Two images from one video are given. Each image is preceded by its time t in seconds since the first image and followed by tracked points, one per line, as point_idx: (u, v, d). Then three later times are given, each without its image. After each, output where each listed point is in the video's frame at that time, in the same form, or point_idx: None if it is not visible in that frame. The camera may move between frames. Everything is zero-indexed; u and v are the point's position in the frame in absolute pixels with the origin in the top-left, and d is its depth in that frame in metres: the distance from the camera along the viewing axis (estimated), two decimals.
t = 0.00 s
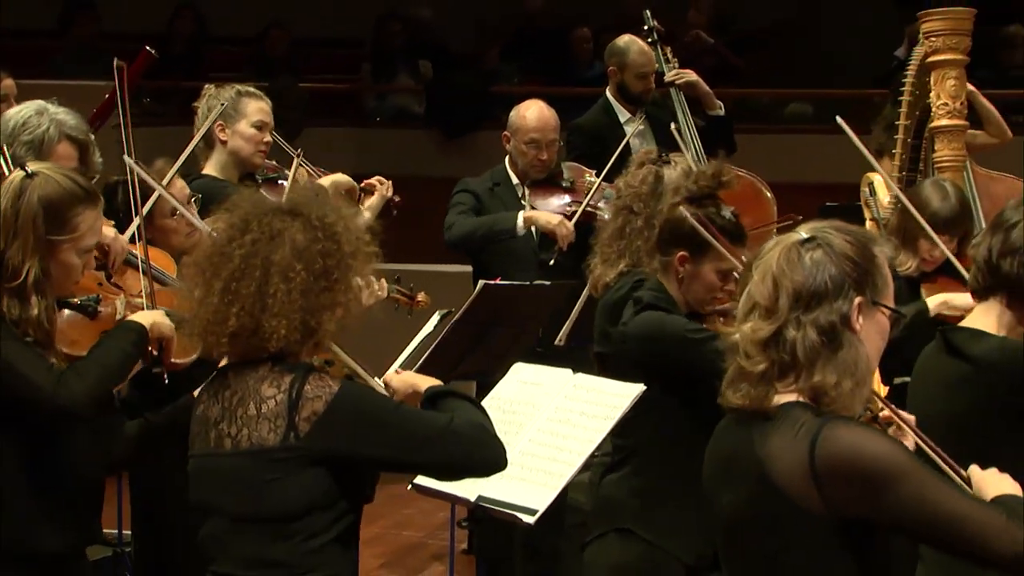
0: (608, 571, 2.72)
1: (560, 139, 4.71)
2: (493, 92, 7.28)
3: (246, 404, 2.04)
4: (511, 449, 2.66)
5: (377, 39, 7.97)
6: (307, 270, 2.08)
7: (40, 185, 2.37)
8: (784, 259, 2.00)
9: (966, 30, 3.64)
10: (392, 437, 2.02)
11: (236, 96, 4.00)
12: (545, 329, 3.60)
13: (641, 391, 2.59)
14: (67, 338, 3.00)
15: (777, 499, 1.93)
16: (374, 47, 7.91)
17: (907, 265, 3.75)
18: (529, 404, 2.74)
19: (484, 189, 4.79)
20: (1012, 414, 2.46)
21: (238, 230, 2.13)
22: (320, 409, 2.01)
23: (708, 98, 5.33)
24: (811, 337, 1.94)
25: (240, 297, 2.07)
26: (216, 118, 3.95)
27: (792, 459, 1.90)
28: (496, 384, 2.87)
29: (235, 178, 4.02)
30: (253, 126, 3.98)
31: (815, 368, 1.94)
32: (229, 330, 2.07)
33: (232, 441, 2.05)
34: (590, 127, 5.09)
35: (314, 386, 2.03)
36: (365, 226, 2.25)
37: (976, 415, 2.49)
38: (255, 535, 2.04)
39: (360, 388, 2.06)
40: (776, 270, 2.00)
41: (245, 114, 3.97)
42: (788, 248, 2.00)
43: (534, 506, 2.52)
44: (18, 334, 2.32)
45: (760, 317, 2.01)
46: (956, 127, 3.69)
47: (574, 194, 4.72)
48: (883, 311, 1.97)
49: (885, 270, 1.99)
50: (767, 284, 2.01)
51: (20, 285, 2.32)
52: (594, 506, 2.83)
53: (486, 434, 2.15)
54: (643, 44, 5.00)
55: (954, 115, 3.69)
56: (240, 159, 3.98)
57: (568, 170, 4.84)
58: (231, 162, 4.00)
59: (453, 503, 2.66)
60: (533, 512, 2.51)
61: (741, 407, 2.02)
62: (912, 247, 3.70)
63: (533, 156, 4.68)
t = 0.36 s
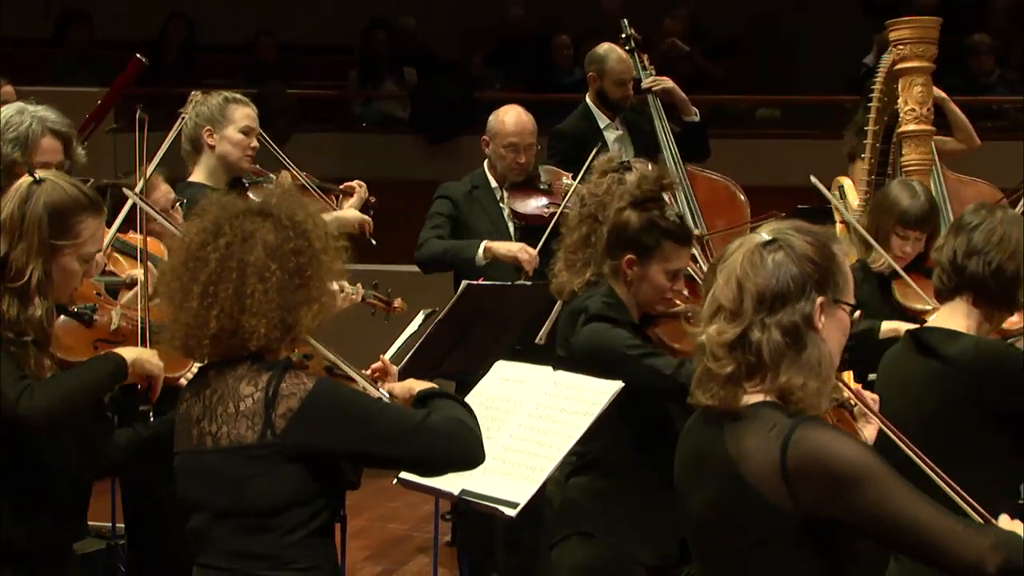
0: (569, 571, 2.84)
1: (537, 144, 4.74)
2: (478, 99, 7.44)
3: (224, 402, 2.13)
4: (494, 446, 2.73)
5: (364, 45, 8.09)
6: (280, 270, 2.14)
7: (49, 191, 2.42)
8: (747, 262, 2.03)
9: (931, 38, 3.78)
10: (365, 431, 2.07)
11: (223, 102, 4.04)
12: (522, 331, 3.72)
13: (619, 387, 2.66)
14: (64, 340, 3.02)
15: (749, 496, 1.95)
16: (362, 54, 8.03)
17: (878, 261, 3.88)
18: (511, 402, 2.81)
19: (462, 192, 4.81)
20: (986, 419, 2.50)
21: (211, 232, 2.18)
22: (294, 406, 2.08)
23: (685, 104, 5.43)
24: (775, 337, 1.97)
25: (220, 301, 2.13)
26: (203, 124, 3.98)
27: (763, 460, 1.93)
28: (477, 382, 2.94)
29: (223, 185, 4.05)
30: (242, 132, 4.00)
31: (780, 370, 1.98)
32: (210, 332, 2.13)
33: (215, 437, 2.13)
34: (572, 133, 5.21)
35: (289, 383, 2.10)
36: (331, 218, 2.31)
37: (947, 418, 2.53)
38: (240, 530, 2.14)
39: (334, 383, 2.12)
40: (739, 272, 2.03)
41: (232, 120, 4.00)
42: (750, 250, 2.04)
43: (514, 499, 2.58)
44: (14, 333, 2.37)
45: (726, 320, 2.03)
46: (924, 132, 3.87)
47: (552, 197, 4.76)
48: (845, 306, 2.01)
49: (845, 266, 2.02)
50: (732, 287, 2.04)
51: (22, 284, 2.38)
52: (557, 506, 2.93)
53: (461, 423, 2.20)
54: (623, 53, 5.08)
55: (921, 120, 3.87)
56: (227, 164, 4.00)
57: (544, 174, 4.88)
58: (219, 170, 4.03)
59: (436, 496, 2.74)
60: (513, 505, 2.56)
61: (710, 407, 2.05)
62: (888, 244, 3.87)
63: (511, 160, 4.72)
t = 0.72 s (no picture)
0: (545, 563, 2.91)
1: (513, 148, 4.80)
2: (457, 103, 7.61)
3: (204, 400, 2.15)
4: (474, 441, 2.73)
5: (348, 54, 8.25)
6: (256, 270, 2.15)
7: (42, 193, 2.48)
8: (714, 276, 2.03)
9: (897, 46, 3.93)
10: (342, 428, 2.11)
11: (211, 107, 4.11)
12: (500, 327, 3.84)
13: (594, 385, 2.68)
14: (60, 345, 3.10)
15: (718, 494, 1.98)
16: (346, 62, 8.19)
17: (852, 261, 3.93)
18: (488, 402, 2.81)
19: (439, 196, 4.86)
20: (954, 421, 2.57)
21: (189, 235, 2.19)
22: (269, 404, 2.10)
23: (656, 110, 5.62)
24: (748, 353, 1.98)
25: (198, 302, 2.14)
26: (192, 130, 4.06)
27: (734, 465, 1.95)
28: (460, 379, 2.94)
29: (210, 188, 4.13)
30: (229, 138, 4.08)
31: (753, 384, 1.99)
32: (190, 333, 2.14)
33: (195, 435, 2.16)
34: (550, 137, 5.27)
35: (265, 382, 2.12)
36: (309, 216, 2.31)
37: (912, 420, 2.60)
38: (222, 523, 2.18)
39: (310, 381, 2.14)
40: (706, 287, 2.03)
41: (221, 126, 4.08)
42: (717, 267, 2.03)
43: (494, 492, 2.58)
44: (14, 329, 2.41)
45: (698, 338, 2.04)
46: (889, 137, 4.01)
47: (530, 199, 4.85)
48: (814, 306, 2.03)
49: (811, 267, 2.03)
50: (703, 306, 2.03)
51: (23, 282, 2.43)
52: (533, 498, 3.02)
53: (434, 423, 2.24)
54: (600, 62, 5.18)
55: (886, 125, 4.02)
56: (215, 169, 4.08)
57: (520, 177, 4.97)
58: (207, 175, 4.11)
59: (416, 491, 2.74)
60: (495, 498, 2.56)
61: (690, 416, 2.06)
62: (858, 244, 3.96)
63: (488, 164, 4.78)
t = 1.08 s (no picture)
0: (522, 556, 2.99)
1: (490, 150, 4.89)
2: (438, 109, 7.77)
3: (188, 399, 2.20)
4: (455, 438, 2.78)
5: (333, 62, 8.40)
6: (241, 272, 2.21)
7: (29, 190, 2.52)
8: (739, 277, 1.98)
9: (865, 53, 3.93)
10: (316, 432, 2.15)
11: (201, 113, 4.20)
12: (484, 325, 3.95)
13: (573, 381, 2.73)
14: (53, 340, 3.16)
15: (683, 489, 1.96)
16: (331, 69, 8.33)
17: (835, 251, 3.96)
18: (472, 396, 2.86)
19: (422, 199, 4.93)
20: (924, 428, 2.62)
21: (175, 239, 2.26)
22: (247, 404, 2.15)
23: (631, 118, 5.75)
24: (752, 356, 1.95)
25: (185, 305, 2.20)
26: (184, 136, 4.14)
27: (708, 463, 1.92)
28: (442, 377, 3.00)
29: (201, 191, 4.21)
30: (219, 143, 4.17)
31: (752, 388, 1.96)
32: (178, 335, 2.21)
33: (180, 431, 2.21)
34: (526, 143, 5.33)
35: (246, 383, 2.17)
36: (292, 217, 2.38)
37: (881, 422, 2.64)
38: (202, 515, 2.23)
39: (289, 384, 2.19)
40: (730, 286, 1.99)
41: (211, 132, 4.16)
42: (747, 269, 1.98)
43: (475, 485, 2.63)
44: (8, 324, 2.47)
45: (716, 328, 2.00)
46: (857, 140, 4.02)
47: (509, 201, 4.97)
48: (825, 328, 1.98)
49: (833, 286, 1.98)
50: (726, 298, 1.99)
51: (15, 278, 2.48)
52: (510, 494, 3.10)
53: (404, 431, 2.27)
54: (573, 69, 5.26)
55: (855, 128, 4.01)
56: (205, 174, 4.17)
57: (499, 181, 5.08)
58: (197, 179, 4.20)
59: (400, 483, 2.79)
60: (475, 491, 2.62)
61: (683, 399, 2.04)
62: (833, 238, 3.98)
63: (467, 167, 4.86)
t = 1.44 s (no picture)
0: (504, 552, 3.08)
1: (471, 152, 4.97)
2: (420, 114, 7.90)
3: (176, 396, 2.27)
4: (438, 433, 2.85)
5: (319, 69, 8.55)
6: (227, 274, 2.27)
7: (14, 191, 2.57)
8: (718, 276, 2.05)
9: (833, 60, 4.04)
10: (298, 433, 2.22)
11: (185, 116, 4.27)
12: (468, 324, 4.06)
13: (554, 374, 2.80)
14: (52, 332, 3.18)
15: (660, 479, 2.04)
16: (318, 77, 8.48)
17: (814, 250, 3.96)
18: (454, 393, 2.92)
19: (405, 202, 5.03)
20: (889, 431, 2.59)
21: (162, 243, 2.31)
22: (230, 404, 2.22)
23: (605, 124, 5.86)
24: (744, 349, 2.01)
25: (174, 308, 2.25)
26: (169, 141, 4.21)
27: (685, 455, 1.99)
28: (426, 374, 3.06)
29: (188, 194, 4.30)
30: (204, 146, 4.24)
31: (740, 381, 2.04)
32: (167, 337, 2.26)
33: (168, 428, 2.28)
34: (503, 146, 5.47)
35: (231, 383, 2.23)
36: (276, 217, 2.43)
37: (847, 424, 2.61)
38: (190, 509, 2.30)
39: (272, 384, 2.26)
40: (709, 285, 2.05)
41: (195, 136, 4.24)
42: (723, 267, 2.05)
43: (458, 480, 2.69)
44: (4, 323, 2.53)
45: (702, 327, 2.06)
46: (828, 145, 4.08)
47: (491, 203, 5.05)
48: (799, 323, 2.05)
49: (803, 286, 2.06)
50: (708, 296, 2.05)
51: (8, 277, 2.53)
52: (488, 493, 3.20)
53: (381, 436, 2.34)
54: (543, 73, 5.37)
55: (825, 133, 4.08)
56: (192, 177, 4.25)
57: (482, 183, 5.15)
58: (184, 181, 4.28)
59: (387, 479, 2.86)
60: (458, 485, 2.68)
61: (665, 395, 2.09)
62: (800, 232, 4.00)
63: (449, 171, 4.94)
